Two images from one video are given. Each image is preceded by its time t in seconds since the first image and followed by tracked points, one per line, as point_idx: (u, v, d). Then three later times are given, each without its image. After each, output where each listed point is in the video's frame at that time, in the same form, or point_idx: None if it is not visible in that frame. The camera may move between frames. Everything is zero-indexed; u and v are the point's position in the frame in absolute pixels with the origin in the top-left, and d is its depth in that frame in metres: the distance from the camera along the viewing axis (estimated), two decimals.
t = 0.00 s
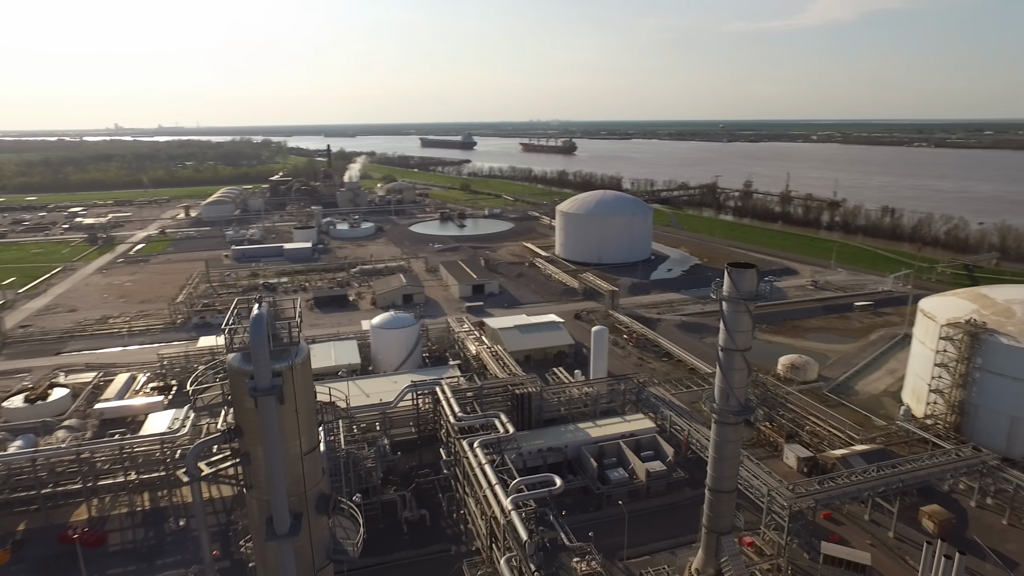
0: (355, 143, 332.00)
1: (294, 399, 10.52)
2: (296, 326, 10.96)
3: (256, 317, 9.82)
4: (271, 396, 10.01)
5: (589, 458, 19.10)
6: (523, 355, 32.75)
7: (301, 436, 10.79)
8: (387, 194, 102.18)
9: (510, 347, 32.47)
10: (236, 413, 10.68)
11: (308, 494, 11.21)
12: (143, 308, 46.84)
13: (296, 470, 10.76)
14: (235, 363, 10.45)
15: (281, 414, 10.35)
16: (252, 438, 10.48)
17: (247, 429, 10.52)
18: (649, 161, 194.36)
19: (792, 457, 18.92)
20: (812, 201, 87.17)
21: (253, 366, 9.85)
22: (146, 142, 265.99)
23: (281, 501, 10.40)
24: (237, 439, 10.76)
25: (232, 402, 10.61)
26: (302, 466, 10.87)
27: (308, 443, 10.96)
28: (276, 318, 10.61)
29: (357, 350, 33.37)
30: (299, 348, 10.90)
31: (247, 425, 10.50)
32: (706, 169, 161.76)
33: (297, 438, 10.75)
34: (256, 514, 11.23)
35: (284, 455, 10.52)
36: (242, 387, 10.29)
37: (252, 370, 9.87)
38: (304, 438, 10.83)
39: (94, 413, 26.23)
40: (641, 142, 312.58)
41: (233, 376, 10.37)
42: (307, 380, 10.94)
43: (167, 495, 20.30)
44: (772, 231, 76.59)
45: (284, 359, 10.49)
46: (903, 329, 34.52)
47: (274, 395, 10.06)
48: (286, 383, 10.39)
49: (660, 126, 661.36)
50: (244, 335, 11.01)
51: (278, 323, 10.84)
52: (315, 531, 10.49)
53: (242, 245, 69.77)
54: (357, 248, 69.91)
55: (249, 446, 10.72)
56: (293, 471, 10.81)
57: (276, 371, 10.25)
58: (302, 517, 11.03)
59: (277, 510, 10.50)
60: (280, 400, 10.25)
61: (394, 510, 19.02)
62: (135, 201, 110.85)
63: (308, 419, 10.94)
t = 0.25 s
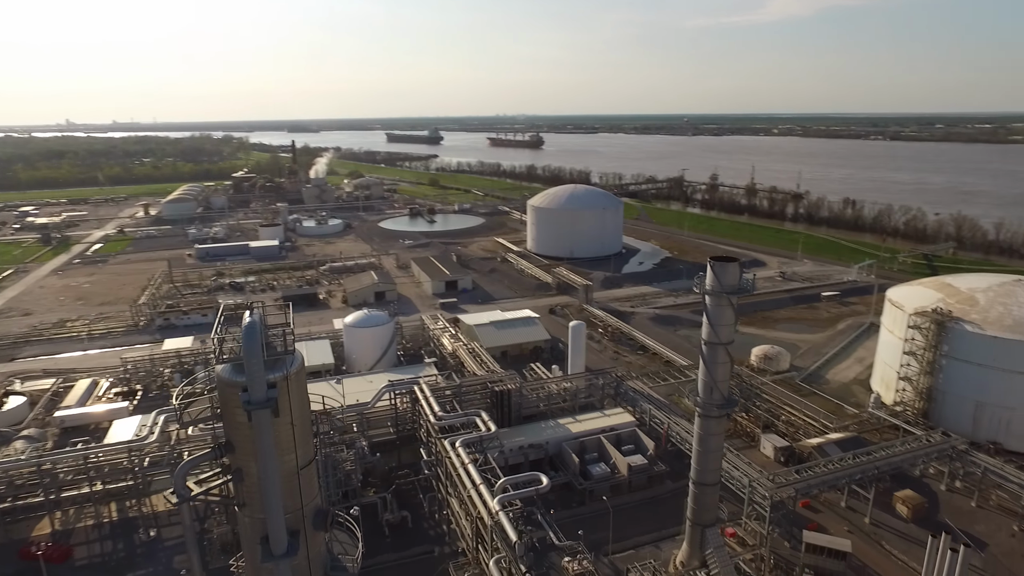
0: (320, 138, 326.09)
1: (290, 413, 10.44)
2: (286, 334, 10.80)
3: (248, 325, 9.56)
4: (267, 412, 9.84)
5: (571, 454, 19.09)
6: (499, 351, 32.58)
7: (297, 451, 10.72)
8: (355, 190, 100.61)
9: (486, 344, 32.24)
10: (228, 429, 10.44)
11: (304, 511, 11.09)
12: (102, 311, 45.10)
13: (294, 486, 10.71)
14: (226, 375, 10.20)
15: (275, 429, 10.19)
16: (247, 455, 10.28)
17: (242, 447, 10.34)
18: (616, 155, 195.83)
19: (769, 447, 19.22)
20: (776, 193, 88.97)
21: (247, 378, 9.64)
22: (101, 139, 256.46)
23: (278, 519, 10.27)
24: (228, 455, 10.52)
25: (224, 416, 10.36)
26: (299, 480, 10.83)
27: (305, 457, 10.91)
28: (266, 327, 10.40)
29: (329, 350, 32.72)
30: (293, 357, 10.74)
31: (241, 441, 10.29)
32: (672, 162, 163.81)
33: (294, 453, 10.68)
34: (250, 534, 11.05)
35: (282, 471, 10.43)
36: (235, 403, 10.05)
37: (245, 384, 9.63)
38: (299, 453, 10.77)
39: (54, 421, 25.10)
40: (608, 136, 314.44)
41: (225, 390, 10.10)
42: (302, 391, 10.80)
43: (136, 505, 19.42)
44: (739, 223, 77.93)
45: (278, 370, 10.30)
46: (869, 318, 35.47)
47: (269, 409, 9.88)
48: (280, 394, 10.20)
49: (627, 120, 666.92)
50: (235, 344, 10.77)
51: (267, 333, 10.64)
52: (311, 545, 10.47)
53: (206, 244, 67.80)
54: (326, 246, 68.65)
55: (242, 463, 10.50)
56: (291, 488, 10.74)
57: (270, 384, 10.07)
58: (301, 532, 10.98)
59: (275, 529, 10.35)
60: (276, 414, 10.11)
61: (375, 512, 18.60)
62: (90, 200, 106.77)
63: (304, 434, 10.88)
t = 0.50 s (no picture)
0: (282, 121, 318.14)
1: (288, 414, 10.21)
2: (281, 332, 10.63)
3: (243, 324, 9.27)
4: (266, 413, 9.59)
5: (552, 438, 19.13)
6: (475, 336, 32.47)
7: (297, 452, 10.54)
8: (321, 175, 98.57)
9: (462, 329, 32.07)
10: (222, 434, 10.17)
11: (304, 515, 10.94)
12: (59, 303, 43.39)
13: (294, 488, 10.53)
14: (220, 377, 9.91)
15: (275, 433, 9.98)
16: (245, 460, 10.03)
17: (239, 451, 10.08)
18: (583, 137, 195.93)
19: (746, 426, 19.55)
20: (742, 174, 90.35)
21: (245, 381, 9.38)
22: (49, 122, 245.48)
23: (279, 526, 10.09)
24: (224, 462, 10.26)
25: (219, 420, 10.08)
26: (298, 483, 10.63)
27: (304, 459, 10.72)
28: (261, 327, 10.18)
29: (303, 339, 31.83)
30: (289, 357, 10.51)
31: (237, 447, 10.05)
32: (639, 144, 164.63)
33: (291, 454, 10.47)
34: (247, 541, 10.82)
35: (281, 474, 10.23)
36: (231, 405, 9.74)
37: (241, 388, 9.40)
38: (299, 455, 10.58)
39: (14, 419, 24.09)
40: (576, 118, 314.36)
41: (220, 393, 9.82)
42: (299, 391, 10.55)
43: (105, 504, 18.58)
44: (707, 204, 78.83)
45: (276, 370, 10.07)
46: (836, 297, 36.33)
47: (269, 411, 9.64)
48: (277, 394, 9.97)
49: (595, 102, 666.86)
50: (229, 344, 10.48)
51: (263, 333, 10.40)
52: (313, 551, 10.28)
53: (167, 232, 65.68)
54: (293, 232, 67.18)
55: (239, 469, 10.22)
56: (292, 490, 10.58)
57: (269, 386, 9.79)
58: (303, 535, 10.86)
59: (276, 536, 10.18)
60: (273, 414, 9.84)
61: (357, 503, 18.33)
62: (41, 187, 102.28)
63: (303, 436, 10.67)
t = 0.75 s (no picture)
0: (242, 93, 307.26)
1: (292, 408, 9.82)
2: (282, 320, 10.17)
3: (243, 314, 8.84)
4: (271, 407, 9.22)
5: (534, 412, 19.20)
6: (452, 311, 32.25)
7: (301, 446, 10.19)
8: (285, 148, 95.82)
9: (438, 304, 31.79)
10: (222, 429, 9.77)
11: (311, 510, 10.62)
12: (14, 285, 41.55)
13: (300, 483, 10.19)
14: (219, 370, 9.49)
15: (279, 426, 9.64)
16: (248, 456, 9.64)
17: (242, 446, 9.69)
18: (553, 108, 194.06)
19: (724, 394, 19.90)
20: (711, 144, 90.84)
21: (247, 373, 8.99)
22: None
23: (287, 521, 9.80)
24: (225, 458, 9.87)
25: (219, 415, 9.65)
26: (303, 477, 10.31)
27: (309, 453, 10.39)
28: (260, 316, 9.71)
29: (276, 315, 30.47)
30: (291, 347, 10.15)
31: (239, 443, 9.66)
32: (609, 115, 163.90)
33: (296, 448, 10.12)
34: (250, 538, 10.47)
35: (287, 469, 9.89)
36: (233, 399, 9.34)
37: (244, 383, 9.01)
38: (304, 449, 10.23)
39: None
40: (544, 88, 310.92)
41: (220, 388, 9.39)
42: (302, 383, 10.15)
43: (77, 491, 17.97)
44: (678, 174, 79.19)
45: (278, 360, 9.68)
46: (806, 265, 36.97)
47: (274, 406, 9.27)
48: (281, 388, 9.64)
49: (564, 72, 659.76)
50: (225, 334, 10.04)
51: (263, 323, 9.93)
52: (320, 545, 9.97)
53: (126, 209, 63.24)
54: (259, 208, 65.37)
55: (241, 465, 9.84)
56: (296, 484, 10.24)
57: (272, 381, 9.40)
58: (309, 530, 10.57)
59: (283, 532, 9.89)
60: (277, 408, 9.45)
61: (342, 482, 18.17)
62: None
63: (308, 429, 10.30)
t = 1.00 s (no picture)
0: (197, 60, 294.57)
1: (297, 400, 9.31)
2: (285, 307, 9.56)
3: (247, 303, 8.26)
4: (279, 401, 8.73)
5: (518, 384, 19.18)
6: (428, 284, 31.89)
7: (309, 439, 9.78)
8: (247, 119, 92.57)
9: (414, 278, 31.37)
10: (225, 424, 9.25)
11: (321, 504, 10.22)
12: None
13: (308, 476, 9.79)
14: (221, 363, 8.90)
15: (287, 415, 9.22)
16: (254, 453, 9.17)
17: (248, 443, 9.20)
18: (521, 75, 191.03)
19: (703, 361, 20.18)
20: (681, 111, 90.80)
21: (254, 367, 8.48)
22: None
23: (299, 515, 9.36)
24: (230, 454, 9.37)
25: (221, 410, 9.13)
26: (312, 468, 9.89)
27: (318, 445, 10.00)
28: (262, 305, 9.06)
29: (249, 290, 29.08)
30: (296, 335, 9.61)
31: (245, 437, 9.18)
32: (578, 82, 162.10)
33: (304, 440, 9.69)
34: (257, 538, 10.00)
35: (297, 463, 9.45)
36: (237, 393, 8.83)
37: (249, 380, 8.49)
38: (312, 441, 9.82)
39: None
40: (512, 54, 305.61)
41: (221, 381, 8.89)
42: (307, 374, 9.68)
43: (49, 479, 17.39)
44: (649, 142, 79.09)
45: (284, 351, 9.23)
46: (778, 231, 37.48)
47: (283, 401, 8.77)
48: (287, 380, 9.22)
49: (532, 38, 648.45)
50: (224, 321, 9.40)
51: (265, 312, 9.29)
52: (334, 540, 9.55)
53: (81, 185, 60.57)
54: (223, 181, 63.29)
55: (246, 462, 9.35)
56: (304, 478, 9.83)
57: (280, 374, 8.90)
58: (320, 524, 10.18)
59: (295, 528, 9.47)
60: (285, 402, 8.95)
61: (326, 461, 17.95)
62: None
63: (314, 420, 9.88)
